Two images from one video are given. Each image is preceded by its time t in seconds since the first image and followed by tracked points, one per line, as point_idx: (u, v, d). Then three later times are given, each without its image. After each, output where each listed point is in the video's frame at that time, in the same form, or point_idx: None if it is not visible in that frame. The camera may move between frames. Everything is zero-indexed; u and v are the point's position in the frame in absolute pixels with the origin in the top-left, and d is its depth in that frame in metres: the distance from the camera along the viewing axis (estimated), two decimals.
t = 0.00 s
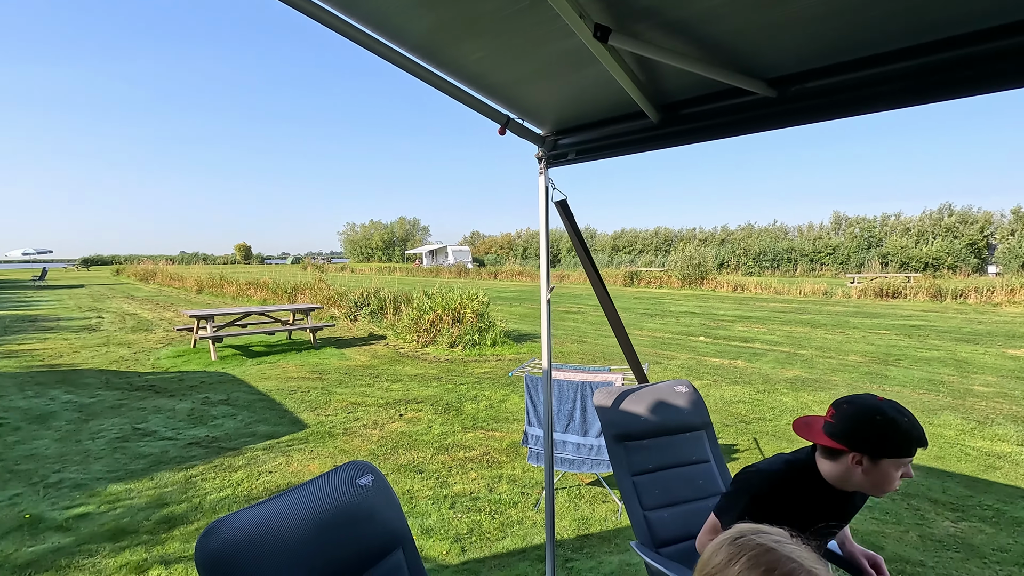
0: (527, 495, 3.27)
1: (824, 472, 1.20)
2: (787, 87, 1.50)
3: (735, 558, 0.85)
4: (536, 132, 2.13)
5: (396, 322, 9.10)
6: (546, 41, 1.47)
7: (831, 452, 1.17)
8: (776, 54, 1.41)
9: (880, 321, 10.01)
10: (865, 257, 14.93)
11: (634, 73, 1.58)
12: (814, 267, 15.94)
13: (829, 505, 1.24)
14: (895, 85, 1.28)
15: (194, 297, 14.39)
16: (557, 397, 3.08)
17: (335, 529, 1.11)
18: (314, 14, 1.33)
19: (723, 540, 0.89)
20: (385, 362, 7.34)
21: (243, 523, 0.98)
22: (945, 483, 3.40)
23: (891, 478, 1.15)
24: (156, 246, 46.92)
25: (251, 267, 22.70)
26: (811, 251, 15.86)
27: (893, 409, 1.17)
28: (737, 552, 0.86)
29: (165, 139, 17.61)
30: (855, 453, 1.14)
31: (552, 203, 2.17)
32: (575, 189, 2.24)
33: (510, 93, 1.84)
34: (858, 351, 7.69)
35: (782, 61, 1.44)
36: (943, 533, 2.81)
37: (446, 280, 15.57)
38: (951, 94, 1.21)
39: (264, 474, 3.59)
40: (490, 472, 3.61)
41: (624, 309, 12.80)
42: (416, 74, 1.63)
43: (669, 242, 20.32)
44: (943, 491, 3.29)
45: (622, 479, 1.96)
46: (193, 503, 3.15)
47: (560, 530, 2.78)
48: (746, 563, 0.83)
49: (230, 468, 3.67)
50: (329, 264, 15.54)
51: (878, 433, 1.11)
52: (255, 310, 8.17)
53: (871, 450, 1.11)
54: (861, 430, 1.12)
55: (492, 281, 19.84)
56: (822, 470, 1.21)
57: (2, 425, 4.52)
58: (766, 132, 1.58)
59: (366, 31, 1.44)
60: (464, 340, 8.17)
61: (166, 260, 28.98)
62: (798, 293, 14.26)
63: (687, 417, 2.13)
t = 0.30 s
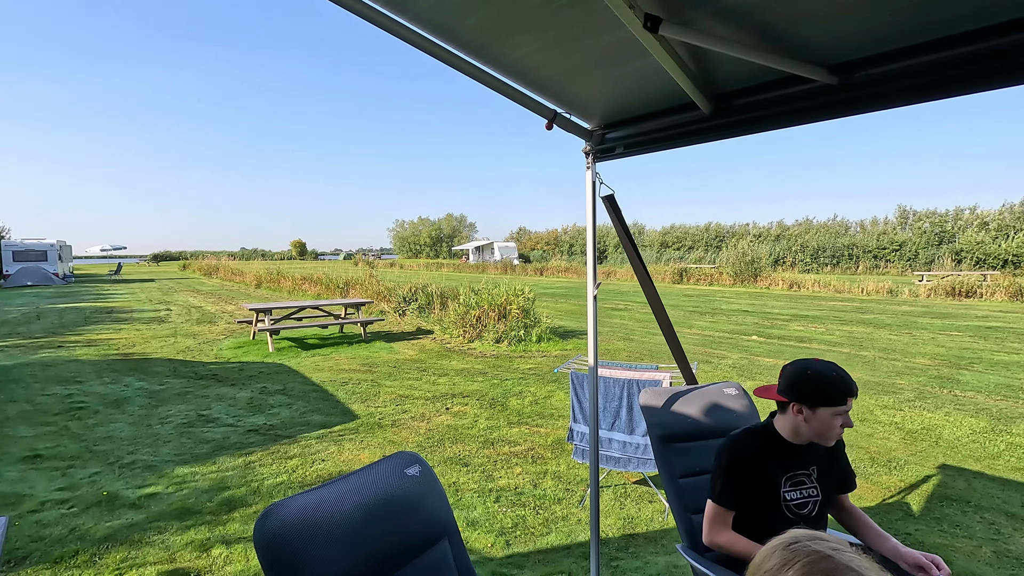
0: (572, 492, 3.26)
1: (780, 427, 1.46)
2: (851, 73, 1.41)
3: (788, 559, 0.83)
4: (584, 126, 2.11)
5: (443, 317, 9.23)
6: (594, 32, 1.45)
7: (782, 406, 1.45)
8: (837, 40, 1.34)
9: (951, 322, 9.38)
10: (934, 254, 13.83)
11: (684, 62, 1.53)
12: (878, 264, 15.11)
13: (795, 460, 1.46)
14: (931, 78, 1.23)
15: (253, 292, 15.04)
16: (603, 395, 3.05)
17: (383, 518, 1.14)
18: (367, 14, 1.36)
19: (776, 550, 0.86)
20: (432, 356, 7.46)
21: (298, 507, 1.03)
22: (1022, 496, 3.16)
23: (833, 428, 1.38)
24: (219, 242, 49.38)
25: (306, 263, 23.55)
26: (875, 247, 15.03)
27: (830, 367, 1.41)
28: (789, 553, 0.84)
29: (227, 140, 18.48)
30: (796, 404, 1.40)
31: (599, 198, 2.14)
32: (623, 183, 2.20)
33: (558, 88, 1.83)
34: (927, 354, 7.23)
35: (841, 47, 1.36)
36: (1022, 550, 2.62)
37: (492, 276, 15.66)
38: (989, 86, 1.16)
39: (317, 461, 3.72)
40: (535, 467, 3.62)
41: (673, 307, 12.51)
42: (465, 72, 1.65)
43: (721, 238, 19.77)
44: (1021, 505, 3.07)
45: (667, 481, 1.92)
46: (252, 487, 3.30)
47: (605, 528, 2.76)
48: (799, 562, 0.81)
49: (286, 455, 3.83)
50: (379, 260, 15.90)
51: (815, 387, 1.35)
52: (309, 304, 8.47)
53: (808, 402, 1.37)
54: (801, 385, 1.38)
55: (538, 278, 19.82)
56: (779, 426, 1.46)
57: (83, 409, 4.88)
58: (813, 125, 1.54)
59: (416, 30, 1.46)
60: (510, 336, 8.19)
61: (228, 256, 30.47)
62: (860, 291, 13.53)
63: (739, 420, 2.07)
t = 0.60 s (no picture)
0: (606, 491, 3.24)
1: (803, 427, 1.44)
2: (900, 63, 1.34)
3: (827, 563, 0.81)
4: (620, 123, 2.09)
5: (479, 314, 9.30)
6: (630, 27, 1.43)
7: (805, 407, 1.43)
8: (886, 29, 1.27)
9: (1015, 324, 8.84)
10: (996, 251, 13.08)
11: (724, 56, 1.50)
12: (933, 262, 14.40)
13: (823, 459, 1.41)
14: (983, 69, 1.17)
15: (296, 289, 15.52)
16: (639, 393, 3.01)
17: (418, 511, 1.16)
18: (404, 15, 1.38)
19: (815, 557, 0.83)
20: (468, 352, 7.53)
21: (337, 498, 1.06)
22: None
23: (853, 434, 1.36)
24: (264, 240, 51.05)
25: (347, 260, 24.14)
26: (930, 243, 14.32)
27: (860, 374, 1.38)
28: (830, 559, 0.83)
29: (273, 140, 19.10)
30: (818, 407, 1.38)
31: (635, 195, 2.12)
32: (660, 180, 2.17)
33: (595, 85, 1.82)
34: (987, 357, 6.85)
35: (891, 37, 1.30)
36: None
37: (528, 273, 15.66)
38: None
39: (356, 454, 3.81)
40: (569, 465, 3.61)
41: (712, 306, 12.25)
42: (501, 70, 1.66)
43: (764, 235, 19.20)
44: None
45: (703, 483, 1.89)
46: (294, 477, 3.41)
47: (640, 529, 2.74)
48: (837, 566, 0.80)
49: (326, 447, 3.94)
50: (416, 258, 16.15)
51: (836, 393, 1.34)
52: (349, 300, 8.68)
53: (830, 405, 1.35)
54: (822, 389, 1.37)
55: (574, 275, 19.71)
56: (804, 426, 1.43)
57: (138, 398, 5.14)
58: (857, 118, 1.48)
59: (452, 30, 1.48)
60: (545, 333, 8.18)
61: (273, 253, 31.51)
62: (913, 290, 12.92)
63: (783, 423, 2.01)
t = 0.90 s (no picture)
0: (636, 491, 3.22)
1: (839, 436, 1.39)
2: (946, 54, 1.28)
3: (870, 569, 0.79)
4: (651, 120, 2.06)
5: (509, 311, 9.32)
6: (663, 23, 1.41)
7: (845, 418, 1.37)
8: (932, 20, 1.22)
9: None
10: None
11: (759, 51, 1.47)
12: (985, 261, 13.75)
13: (859, 471, 1.37)
14: None
15: (331, 285, 15.85)
16: (670, 393, 2.98)
17: (446, 505, 1.17)
18: (434, 16, 1.39)
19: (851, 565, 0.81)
20: (498, 349, 7.57)
21: (368, 490, 1.09)
22: None
23: (884, 457, 1.30)
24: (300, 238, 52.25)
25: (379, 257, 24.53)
26: (981, 240, 13.65)
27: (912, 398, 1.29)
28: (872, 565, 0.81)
29: (309, 141, 19.55)
30: (855, 420, 1.33)
31: (666, 193, 2.09)
32: (692, 178, 2.14)
33: (626, 82, 1.80)
34: None
35: (936, 27, 1.25)
36: None
37: (558, 271, 15.60)
38: None
39: (387, 448, 3.88)
40: (598, 464, 3.60)
41: (748, 305, 11.97)
42: (531, 70, 1.66)
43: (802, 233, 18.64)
44: None
45: (735, 486, 1.86)
46: (328, 469, 3.50)
47: (669, 530, 2.70)
48: None
49: (359, 440, 4.03)
50: (447, 256, 16.30)
51: (876, 415, 1.27)
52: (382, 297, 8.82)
53: (867, 421, 1.29)
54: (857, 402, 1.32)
55: (605, 273, 19.55)
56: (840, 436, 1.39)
57: (181, 390, 5.35)
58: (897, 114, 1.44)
59: (483, 30, 1.49)
60: (575, 331, 8.15)
61: (308, 250, 32.26)
62: (962, 290, 12.35)
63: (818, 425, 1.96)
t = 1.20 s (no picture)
0: (660, 491, 3.19)
1: (889, 450, 1.32)
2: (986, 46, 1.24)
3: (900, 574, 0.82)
4: (677, 116, 2.04)
5: (533, 309, 9.32)
6: (691, 18, 1.40)
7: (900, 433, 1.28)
8: (971, 9, 1.18)
9: None
10: None
11: (789, 45, 1.44)
12: None
13: (906, 487, 1.30)
14: None
15: (357, 283, 16.08)
16: (695, 394, 2.94)
17: (468, 502, 1.18)
18: (461, 17, 1.40)
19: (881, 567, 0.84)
20: (521, 347, 7.58)
21: (392, 485, 1.10)
22: None
23: (934, 483, 1.21)
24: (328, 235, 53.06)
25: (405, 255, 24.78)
26: None
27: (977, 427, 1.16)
28: None
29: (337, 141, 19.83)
30: (906, 439, 1.24)
31: (691, 190, 2.06)
32: (720, 175, 2.10)
33: (651, 78, 1.78)
34: None
35: (975, 17, 1.20)
36: None
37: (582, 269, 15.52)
38: None
39: (412, 443, 3.92)
40: (622, 464, 3.58)
41: (777, 305, 11.73)
42: (556, 68, 1.66)
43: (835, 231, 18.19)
44: None
45: (763, 489, 1.82)
46: (353, 463, 3.55)
47: (694, 532, 2.67)
48: None
49: (384, 436, 4.08)
50: (471, 254, 16.37)
51: (931, 442, 1.17)
52: (407, 294, 8.92)
53: (916, 442, 1.20)
54: (910, 423, 1.22)
55: (630, 272, 19.37)
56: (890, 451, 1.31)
57: (214, 384, 5.50)
58: (932, 108, 1.39)
59: (506, 28, 1.49)
60: (600, 330, 8.10)
61: (335, 248, 32.75)
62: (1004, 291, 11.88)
63: (849, 428, 1.90)
